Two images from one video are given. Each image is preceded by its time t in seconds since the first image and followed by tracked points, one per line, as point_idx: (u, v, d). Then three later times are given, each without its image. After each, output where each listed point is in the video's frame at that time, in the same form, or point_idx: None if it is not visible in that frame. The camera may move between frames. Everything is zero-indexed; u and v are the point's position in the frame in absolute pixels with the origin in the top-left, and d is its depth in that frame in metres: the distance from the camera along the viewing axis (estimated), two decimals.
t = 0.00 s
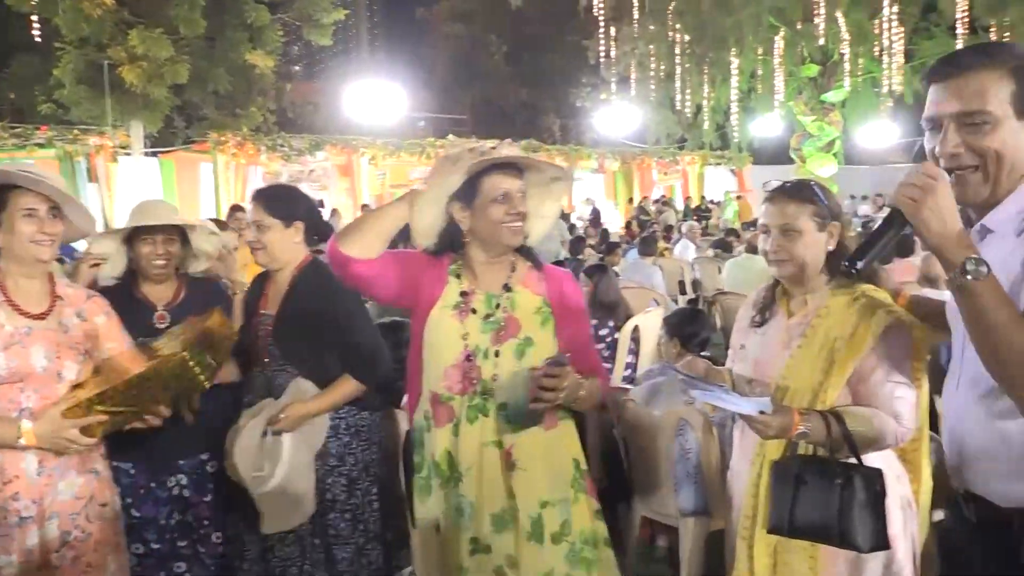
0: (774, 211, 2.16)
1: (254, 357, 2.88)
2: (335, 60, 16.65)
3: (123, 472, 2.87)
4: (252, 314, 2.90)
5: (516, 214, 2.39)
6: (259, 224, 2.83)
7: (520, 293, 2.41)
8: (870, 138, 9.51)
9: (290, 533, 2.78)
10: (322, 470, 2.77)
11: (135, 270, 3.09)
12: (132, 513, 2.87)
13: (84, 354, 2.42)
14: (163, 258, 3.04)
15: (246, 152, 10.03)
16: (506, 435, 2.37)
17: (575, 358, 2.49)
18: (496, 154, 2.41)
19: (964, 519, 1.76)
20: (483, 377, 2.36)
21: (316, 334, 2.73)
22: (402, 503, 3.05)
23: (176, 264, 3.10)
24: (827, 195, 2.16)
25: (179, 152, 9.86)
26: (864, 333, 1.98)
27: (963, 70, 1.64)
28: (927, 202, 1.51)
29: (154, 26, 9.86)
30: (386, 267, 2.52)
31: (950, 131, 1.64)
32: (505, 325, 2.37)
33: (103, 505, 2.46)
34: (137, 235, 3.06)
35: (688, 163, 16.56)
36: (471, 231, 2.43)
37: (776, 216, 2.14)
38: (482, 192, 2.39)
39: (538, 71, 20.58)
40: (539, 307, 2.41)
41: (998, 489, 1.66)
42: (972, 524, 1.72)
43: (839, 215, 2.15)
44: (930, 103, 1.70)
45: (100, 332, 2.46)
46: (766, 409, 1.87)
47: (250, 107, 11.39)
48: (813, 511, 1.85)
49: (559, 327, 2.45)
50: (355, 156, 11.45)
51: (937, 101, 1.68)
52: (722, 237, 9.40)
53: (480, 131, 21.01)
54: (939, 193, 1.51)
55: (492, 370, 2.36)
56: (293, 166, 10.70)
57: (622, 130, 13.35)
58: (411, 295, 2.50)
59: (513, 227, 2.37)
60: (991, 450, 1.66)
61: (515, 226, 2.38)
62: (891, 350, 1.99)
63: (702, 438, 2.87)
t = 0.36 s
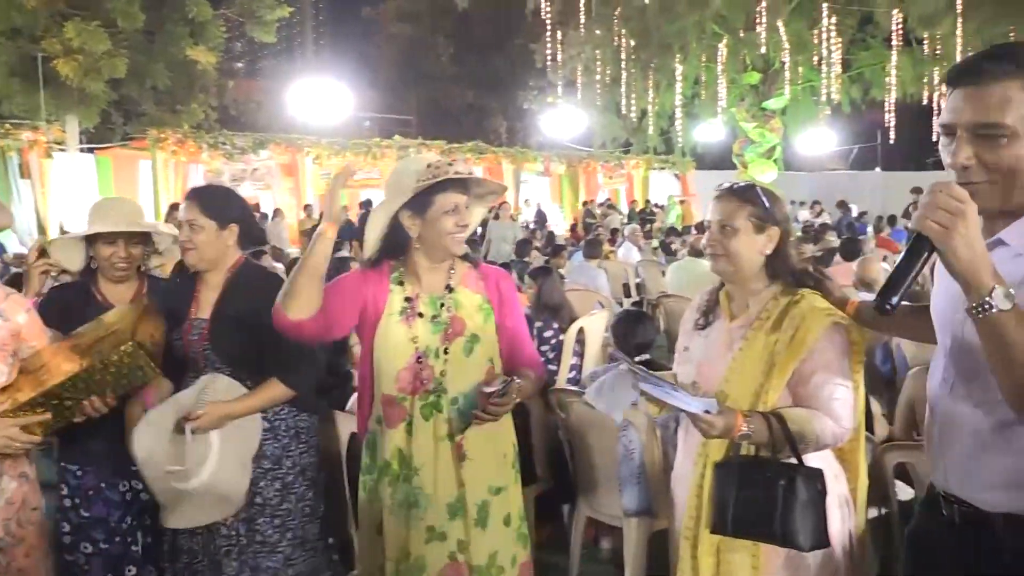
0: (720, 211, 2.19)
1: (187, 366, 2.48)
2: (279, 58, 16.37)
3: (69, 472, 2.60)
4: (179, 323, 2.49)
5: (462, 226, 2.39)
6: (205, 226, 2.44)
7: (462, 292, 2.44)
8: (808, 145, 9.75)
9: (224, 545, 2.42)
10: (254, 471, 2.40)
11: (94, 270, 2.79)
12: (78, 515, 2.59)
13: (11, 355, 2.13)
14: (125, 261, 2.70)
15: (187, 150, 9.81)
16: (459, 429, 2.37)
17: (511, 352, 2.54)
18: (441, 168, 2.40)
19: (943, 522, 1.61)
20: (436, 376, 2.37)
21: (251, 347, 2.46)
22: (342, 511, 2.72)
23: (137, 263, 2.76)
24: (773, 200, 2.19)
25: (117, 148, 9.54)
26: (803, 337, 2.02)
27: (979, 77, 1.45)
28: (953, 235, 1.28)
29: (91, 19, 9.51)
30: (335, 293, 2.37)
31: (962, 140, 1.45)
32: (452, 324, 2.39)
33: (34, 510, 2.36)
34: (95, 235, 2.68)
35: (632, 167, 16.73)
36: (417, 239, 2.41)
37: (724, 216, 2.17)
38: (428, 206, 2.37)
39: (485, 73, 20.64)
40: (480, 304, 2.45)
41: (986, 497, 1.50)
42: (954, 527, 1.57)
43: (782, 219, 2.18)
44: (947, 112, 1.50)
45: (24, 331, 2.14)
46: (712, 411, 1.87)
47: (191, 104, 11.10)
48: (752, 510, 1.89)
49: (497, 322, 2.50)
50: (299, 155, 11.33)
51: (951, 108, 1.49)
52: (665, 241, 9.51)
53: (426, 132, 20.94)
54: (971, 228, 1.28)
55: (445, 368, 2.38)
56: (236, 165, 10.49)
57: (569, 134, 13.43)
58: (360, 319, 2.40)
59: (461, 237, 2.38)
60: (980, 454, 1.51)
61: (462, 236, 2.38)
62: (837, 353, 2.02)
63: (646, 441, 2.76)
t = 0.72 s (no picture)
0: (672, 219, 2.22)
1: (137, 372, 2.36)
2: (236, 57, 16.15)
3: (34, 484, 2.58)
4: (128, 327, 2.38)
5: (427, 229, 2.46)
6: (162, 230, 2.34)
7: (430, 290, 2.50)
8: (766, 148, 9.89)
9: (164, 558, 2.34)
10: (200, 482, 2.32)
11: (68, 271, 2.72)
12: (40, 529, 2.56)
13: None
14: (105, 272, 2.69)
15: (141, 151, 9.63)
16: (427, 421, 2.44)
17: (478, 352, 2.60)
18: (411, 171, 2.51)
19: (916, 515, 1.59)
20: (405, 370, 2.44)
21: (190, 350, 2.33)
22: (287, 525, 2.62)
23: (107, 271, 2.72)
24: (716, 198, 2.22)
25: (68, 148, 9.36)
26: (753, 336, 2.05)
27: (972, 69, 1.38)
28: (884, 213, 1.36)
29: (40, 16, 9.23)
30: (320, 301, 2.50)
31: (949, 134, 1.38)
32: (420, 319, 2.46)
33: None
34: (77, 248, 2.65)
35: (592, 170, 16.81)
36: (386, 239, 2.49)
37: (679, 223, 2.20)
38: (397, 206, 2.47)
39: (445, 74, 20.65)
40: (447, 301, 2.51)
41: (960, 493, 1.48)
42: (928, 523, 1.54)
43: (730, 217, 2.20)
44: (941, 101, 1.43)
45: None
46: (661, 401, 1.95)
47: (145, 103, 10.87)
48: (702, 505, 1.92)
49: (464, 322, 2.56)
50: (257, 157, 11.25)
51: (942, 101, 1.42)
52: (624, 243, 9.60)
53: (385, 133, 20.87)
54: (897, 207, 1.36)
55: (413, 363, 2.44)
56: (191, 166, 10.33)
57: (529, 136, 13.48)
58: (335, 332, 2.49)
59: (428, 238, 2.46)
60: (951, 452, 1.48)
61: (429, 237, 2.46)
62: (790, 351, 2.06)
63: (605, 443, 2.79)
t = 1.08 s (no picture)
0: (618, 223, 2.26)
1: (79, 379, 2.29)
2: (193, 59, 15.96)
3: None
4: (72, 333, 2.31)
5: (400, 223, 2.41)
6: (112, 233, 2.26)
7: (405, 281, 2.47)
8: (724, 150, 10.04)
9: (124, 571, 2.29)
10: (151, 493, 2.28)
11: None
12: None
13: None
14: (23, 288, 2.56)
15: (93, 155, 9.45)
16: (411, 407, 2.41)
17: (452, 341, 2.58)
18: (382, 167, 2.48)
19: (869, 511, 1.62)
20: (386, 360, 2.39)
21: (137, 357, 2.26)
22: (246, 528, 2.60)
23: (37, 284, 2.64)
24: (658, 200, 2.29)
25: (18, 151, 9.16)
26: (708, 335, 2.08)
27: (891, 82, 1.42)
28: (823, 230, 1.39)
29: None
30: (295, 295, 2.38)
31: (879, 149, 1.42)
32: (398, 311, 2.42)
33: None
34: None
35: (553, 172, 16.91)
36: (360, 231, 2.43)
37: (626, 228, 2.24)
38: (372, 198, 2.41)
39: (405, 77, 20.69)
40: (422, 292, 2.48)
41: (912, 483, 1.51)
42: (880, 515, 1.58)
43: (671, 213, 2.27)
44: (861, 128, 1.48)
45: None
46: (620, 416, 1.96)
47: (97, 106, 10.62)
48: (660, 502, 1.94)
49: (438, 311, 2.54)
50: (213, 160, 11.11)
51: (865, 118, 1.46)
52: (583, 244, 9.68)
53: (345, 136, 20.83)
54: (844, 222, 1.38)
55: (395, 353, 2.40)
56: (146, 170, 10.16)
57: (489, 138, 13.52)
58: (308, 330, 2.38)
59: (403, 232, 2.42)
60: (903, 447, 1.52)
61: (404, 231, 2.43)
62: (747, 347, 2.10)
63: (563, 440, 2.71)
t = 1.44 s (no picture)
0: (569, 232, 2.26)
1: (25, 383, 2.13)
2: (149, 60, 15.74)
3: None
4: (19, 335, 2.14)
5: (367, 233, 2.39)
6: (75, 236, 2.18)
7: (376, 290, 2.47)
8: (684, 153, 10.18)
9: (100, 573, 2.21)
10: (117, 491, 2.22)
11: None
12: None
13: None
14: None
15: (47, 156, 9.26)
16: (392, 412, 2.41)
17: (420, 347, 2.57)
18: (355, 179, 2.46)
19: (814, 506, 1.67)
20: (365, 366, 2.38)
21: (93, 362, 2.17)
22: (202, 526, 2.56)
23: None
24: (613, 203, 2.30)
25: None
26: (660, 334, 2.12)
27: (777, 111, 1.55)
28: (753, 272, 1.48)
29: None
30: (270, 305, 2.34)
31: (774, 176, 1.54)
32: (372, 319, 2.42)
33: None
34: None
35: (516, 174, 16.96)
36: (328, 238, 2.40)
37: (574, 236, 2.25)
38: (340, 206, 2.39)
39: (367, 78, 20.64)
40: (391, 299, 2.49)
41: (868, 487, 1.54)
42: (823, 511, 1.63)
43: (626, 217, 2.28)
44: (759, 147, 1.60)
45: None
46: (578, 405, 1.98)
47: (51, 107, 10.41)
48: (624, 497, 1.97)
49: (405, 318, 2.54)
50: (172, 162, 10.95)
51: (761, 148, 1.58)
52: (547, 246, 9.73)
53: (307, 138, 20.71)
54: (769, 268, 1.46)
55: (372, 361, 2.39)
56: (102, 172, 9.98)
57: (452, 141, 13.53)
58: (278, 351, 2.35)
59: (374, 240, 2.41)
60: (865, 453, 1.53)
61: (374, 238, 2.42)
62: (695, 346, 2.11)
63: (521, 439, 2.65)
